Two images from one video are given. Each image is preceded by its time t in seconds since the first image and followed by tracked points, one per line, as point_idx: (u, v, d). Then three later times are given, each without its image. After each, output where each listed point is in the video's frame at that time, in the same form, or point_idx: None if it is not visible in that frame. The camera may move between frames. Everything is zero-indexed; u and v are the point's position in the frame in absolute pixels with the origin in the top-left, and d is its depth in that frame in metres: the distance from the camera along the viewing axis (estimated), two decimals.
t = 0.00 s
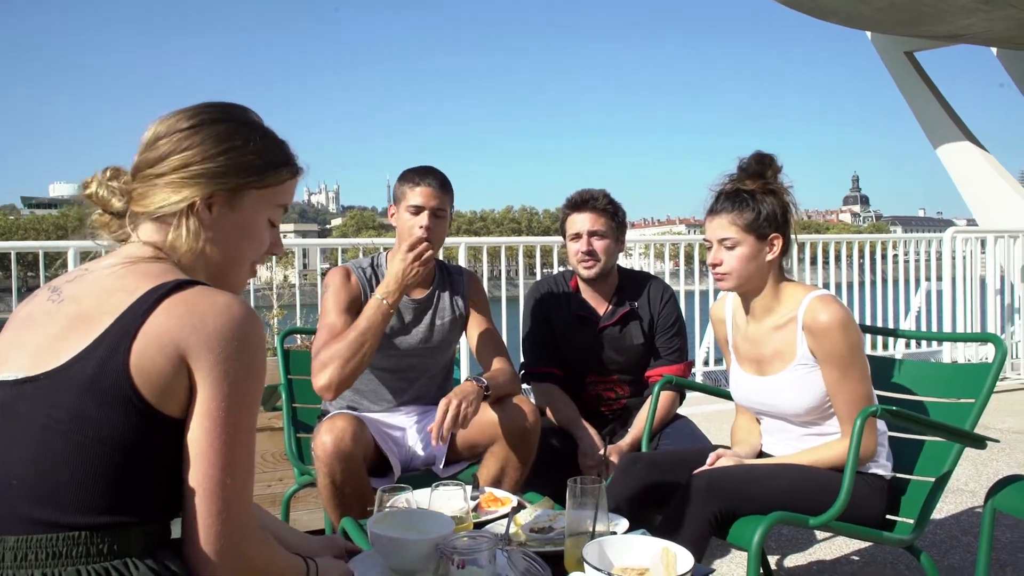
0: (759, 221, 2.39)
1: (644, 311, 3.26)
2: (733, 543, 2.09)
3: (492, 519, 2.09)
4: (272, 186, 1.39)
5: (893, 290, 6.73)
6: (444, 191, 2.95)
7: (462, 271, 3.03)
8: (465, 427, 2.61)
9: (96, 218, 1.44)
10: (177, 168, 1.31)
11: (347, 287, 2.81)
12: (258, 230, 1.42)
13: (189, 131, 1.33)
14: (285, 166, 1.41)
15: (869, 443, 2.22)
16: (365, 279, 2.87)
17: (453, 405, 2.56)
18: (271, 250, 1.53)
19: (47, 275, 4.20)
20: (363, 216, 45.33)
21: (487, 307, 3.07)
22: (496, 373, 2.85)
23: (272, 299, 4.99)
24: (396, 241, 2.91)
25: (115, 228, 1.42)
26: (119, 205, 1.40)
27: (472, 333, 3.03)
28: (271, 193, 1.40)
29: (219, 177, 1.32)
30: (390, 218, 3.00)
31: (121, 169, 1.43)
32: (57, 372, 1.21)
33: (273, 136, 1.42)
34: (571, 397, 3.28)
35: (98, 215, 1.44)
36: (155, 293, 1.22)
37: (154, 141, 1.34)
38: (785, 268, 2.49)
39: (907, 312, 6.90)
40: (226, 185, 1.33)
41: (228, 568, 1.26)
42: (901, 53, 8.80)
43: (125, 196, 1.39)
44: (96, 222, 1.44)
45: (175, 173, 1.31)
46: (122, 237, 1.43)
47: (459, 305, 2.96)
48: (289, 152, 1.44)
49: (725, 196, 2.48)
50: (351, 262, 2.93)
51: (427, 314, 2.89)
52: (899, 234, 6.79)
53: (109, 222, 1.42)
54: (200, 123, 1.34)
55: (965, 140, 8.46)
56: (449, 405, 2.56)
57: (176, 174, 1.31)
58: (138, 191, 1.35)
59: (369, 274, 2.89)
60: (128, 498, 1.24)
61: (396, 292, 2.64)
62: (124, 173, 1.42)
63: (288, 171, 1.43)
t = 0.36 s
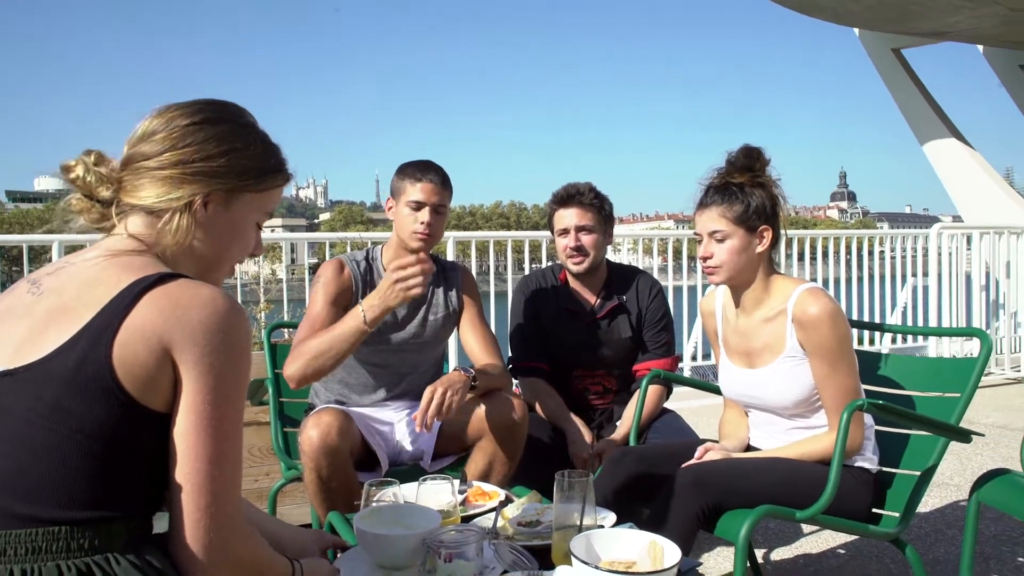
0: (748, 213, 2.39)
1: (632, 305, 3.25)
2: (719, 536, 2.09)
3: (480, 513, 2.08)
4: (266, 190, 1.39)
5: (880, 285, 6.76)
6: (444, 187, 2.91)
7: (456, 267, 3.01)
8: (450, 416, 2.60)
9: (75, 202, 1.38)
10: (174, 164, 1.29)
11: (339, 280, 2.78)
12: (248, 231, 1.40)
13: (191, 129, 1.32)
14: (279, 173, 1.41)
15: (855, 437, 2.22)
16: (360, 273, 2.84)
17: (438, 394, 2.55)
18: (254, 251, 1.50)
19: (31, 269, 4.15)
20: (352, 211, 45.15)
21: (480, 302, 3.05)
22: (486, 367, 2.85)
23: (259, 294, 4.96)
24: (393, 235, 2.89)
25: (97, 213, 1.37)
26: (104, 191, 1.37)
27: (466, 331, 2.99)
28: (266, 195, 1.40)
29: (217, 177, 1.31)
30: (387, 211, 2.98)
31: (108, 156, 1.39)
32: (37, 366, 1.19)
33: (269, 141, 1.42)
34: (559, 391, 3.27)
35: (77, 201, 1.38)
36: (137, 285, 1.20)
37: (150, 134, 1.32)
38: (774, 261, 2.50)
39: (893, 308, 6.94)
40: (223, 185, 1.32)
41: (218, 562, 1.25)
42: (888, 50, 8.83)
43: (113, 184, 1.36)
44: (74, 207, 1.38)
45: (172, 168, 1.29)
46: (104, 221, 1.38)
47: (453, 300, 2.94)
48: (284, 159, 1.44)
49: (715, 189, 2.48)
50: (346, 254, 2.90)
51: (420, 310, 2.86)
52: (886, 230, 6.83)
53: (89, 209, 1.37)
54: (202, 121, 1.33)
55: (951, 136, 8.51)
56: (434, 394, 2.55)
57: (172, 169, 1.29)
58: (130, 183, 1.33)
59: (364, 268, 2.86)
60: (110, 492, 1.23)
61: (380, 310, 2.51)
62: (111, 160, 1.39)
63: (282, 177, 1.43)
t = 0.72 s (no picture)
0: (719, 208, 2.40)
1: (627, 298, 3.25)
2: (715, 529, 2.09)
3: (476, 506, 2.08)
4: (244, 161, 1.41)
5: (875, 279, 6.77)
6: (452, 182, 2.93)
7: (460, 263, 3.02)
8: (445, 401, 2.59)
9: (46, 217, 1.34)
10: (161, 161, 1.26)
11: (352, 272, 2.73)
12: (233, 203, 1.43)
13: (166, 120, 1.28)
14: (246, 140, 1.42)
15: (852, 429, 2.23)
16: (372, 266, 2.82)
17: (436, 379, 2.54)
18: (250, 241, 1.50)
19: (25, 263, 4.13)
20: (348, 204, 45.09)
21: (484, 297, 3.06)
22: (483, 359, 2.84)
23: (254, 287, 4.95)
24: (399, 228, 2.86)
25: (66, 221, 1.33)
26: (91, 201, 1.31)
27: (467, 325, 2.99)
28: (238, 173, 1.41)
29: (205, 169, 1.31)
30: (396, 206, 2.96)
31: (74, 162, 1.33)
32: (34, 360, 1.18)
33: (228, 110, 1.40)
34: (554, 384, 3.27)
35: (47, 212, 1.34)
36: (135, 280, 1.19)
37: (124, 130, 1.27)
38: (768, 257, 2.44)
39: (888, 301, 6.95)
40: (211, 176, 1.32)
41: (215, 556, 1.24)
42: (884, 43, 8.82)
43: (98, 191, 1.30)
44: (46, 221, 1.34)
45: (160, 166, 1.27)
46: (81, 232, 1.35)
47: (457, 296, 2.96)
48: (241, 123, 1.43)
49: (705, 181, 2.49)
50: (355, 245, 2.87)
51: (425, 305, 2.90)
52: (881, 223, 6.83)
53: (64, 220, 1.33)
54: (175, 109, 1.29)
55: (946, 130, 8.51)
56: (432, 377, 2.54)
57: (160, 167, 1.27)
58: (112, 183, 1.28)
59: (374, 262, 2.84)
60: (107, 487, 1.22)
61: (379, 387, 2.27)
62: (81, 166, 1.32)
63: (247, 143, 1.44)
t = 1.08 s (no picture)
0: (706, 211, 2.41)
1: (631, 294, 3.25)
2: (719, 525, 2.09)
3: (480, 502, 2.08)
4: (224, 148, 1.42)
5: (879, 275, 6.75)
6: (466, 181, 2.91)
7: (468, 259, 3.02)
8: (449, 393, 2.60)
9: (29, 224, 1.34)
10: (148, 160, 1.27)
11: (370, 271, 2.71)
12: (217, 191, 1.44)
13: (146, 116, 1.27)
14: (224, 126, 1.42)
15: (856, 424, 2.22)
16: (386, 266, 2.79)
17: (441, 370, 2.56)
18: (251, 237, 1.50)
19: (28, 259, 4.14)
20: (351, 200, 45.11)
21: (490, 295, 3.06)
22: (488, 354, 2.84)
23: (258, 283, 4.95)
24: (416, 225, 2.83)
25: (51, 227, 1.33)
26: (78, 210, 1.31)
27: (474, 322, 2.99)
28: (221, 159, 1.42)
29: (191, 161, 1.32)
30: (408, 205, 2.93)
31: (54, 167, 1.32)
32: (31, 355, 1.18)
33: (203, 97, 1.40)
34: (558, 380, 3.27)
35: (30, 219, 1.34)
36: (131, 273, 1.20)
37: (103, 130, 1.27)
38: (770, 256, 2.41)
39: (892, 297, 6.93)
40: (198, 168, 1.33)
41: (214, 548, 1.25)
42: (889, 38, 8.78)
43: (84, 198, 1.30)
44: (29, 228, 1.34)
45: (149, 165, 1.28)
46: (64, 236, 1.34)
47: (466, 295, 2.97)
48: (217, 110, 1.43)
49: (703, 180, 2.48)
50: (367, 244, 2.84)
51: (434, 304, 2.89)
52: (886, 219, 6.80)
53: (45, 227, 1.33)
54: (153, 104, 1.28)
55: (950, 125, 8.47)
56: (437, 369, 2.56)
57: (148, 166, 1.28)
58: (98, 187, 1.29)
59: (388, 262, 2.80)
60: (106, 480, 1.22)
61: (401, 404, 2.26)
62: (62, 172, 1.31)
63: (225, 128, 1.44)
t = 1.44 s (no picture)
0: (716, 211, 2.40)
1: (639, 293, 3.25)
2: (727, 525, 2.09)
3: (488, 500, 2.08)
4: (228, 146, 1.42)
5: (886, 274, 6.73)
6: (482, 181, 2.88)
7: (477, 258, 3.02)
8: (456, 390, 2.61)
9: (37, 224, 1.34)
10: (151, 157, 1.28)
11: (382, 271, 2.71)
12: (223, 188, 1.45)
13: (148, 114, 1.28)
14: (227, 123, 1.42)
15: (864, 422, 2.22)
16: (397, 265, 2.79)
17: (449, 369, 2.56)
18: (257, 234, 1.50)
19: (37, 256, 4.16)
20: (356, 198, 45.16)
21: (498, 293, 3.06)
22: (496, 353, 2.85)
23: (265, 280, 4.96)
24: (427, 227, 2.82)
25: (59, 227, 1.33)
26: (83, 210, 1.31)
27: (482, 321, 2.99)
28: (225, 157, 1.43)
29: (195, 158, 1.32)
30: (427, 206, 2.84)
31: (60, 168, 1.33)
32: (41, 353, 1.18)
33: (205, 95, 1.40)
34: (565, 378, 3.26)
35: (37, 219, 1.34)
36: (141, 270, 1.20)
37: (106, 130, 1.27)
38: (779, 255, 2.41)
39: (899, 296, 6.91)
40: (202, 165, 1.34)
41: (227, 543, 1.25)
42: (896, 36, 8.73)
43: (89, 197, 1.30)
44: (36, 228, 1.34)
45: (152, 163, 1.28)
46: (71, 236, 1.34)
47: (475, 295, 2.97)
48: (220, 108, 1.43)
49: (709, 182, 2.47)
50: (376, 243, 2.84)
51: (443, 303, 2.89)
52: (892, 218, 6.78)
53: (52, 226, 1.34)
54: (154, 102, 1.29)
55: (957, 123, 8.43)
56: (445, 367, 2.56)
57: (151, 164, 1.28)
58: (103, 186, 1.29)
59: (399, 261, 2.80)
60: (117, 476, 1.23)
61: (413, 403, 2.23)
62: (68, 173, 1.32)
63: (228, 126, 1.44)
